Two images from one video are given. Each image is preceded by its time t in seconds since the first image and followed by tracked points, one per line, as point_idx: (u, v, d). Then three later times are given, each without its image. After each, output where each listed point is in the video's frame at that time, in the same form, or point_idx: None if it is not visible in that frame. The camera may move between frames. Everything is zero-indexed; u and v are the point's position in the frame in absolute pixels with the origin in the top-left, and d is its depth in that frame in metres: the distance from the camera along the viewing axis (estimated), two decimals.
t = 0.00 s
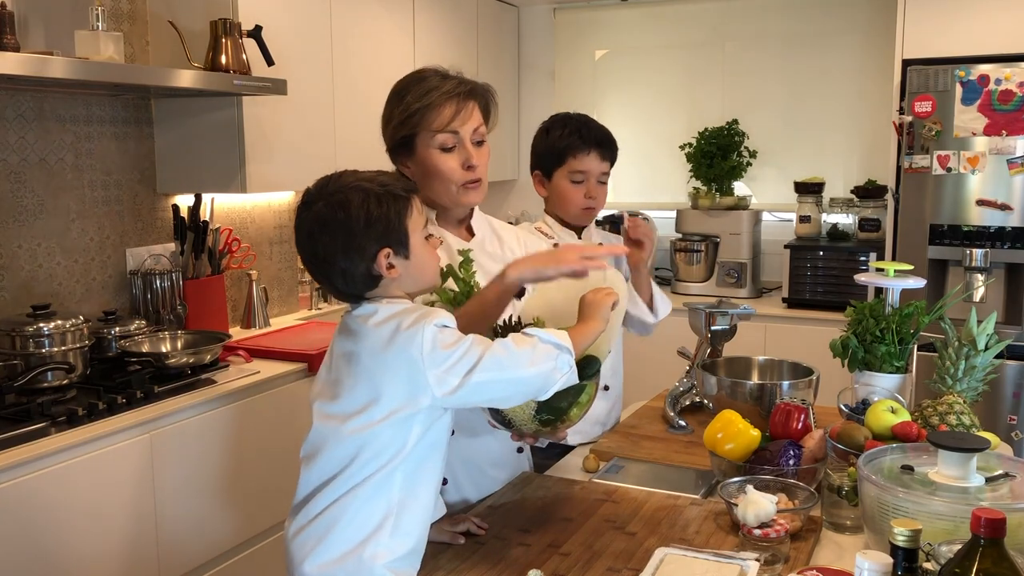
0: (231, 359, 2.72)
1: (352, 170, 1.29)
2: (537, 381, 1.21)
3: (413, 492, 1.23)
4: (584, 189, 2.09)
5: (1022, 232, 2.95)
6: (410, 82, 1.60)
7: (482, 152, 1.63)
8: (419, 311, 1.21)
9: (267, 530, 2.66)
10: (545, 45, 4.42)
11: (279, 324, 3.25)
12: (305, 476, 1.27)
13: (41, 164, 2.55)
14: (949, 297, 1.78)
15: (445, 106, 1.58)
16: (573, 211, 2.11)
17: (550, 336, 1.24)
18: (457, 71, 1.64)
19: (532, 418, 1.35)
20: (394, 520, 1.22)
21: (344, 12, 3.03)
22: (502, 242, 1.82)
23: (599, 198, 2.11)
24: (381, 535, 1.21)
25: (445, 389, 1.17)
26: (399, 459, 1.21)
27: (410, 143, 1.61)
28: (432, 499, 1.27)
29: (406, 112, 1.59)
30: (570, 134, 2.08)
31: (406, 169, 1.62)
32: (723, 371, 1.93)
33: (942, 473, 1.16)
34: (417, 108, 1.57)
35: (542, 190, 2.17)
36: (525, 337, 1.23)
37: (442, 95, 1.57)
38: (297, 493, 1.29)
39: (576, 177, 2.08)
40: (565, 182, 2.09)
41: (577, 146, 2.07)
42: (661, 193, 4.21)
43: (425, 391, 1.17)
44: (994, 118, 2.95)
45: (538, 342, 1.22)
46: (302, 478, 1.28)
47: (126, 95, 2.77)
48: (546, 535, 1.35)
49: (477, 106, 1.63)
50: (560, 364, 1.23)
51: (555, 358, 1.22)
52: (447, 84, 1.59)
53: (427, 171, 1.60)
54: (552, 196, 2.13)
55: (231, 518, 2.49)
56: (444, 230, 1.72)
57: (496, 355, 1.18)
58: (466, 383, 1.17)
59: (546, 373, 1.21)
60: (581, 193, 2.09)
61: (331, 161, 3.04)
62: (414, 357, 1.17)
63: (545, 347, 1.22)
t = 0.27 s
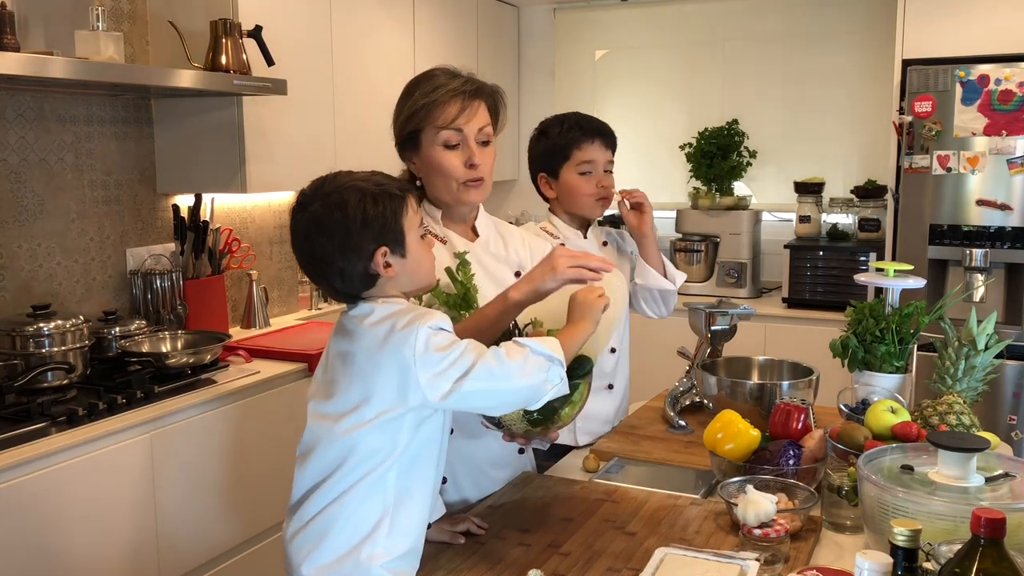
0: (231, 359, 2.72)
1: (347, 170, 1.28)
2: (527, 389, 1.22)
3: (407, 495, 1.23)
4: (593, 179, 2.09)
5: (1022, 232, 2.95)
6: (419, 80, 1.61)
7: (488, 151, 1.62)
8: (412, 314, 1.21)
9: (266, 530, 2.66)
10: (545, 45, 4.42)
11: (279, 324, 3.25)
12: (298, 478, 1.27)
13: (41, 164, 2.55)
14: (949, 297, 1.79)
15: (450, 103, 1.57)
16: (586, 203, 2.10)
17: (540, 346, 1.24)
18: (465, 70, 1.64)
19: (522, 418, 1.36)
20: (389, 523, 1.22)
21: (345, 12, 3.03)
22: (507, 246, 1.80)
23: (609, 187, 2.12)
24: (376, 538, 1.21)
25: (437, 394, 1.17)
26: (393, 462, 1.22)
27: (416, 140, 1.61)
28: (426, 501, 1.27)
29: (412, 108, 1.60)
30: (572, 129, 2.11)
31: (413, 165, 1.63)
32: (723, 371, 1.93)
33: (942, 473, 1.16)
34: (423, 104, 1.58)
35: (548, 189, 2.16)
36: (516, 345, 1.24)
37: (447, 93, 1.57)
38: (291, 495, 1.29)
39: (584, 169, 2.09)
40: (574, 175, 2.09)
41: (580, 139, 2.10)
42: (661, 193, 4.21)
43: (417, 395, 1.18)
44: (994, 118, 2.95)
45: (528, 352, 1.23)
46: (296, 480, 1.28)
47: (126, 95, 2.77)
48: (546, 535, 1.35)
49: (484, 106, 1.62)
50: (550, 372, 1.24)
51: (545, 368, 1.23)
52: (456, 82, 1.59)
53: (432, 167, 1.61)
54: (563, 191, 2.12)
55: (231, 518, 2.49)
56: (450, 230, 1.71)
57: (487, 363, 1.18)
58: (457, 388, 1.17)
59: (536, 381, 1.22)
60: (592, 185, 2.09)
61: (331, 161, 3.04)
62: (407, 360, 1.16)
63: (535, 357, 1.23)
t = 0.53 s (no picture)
0: (231, 359, 2.72)
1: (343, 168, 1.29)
2: (524, 376, 1.20)
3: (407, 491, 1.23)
4: (589, 172, 2.08)
5: (1022, 232, 2.95)
6: (421, 81, 1.62)
7: (487, 153, 1.61)
8: (408, 310, 1.20)
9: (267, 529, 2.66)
10: (545, 45, 4.42)
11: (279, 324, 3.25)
12: (298, 477, 1.27)
13: (41, 164, 2.55)
14: (949, 297, 1.79)
15: (448, 104, 1.57)
16: (586, 199, 2.09)
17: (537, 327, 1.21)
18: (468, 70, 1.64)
19: (512, 423, 1.34)
20: (390, 518, 1.22)
21: (344, 12, 3.03)
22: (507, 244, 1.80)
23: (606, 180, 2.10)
24: (377, 534, 1.21)
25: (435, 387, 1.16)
26: (393, 458, 1.21)
27: (417, 140, 1.62)
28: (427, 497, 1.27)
29: (413, 108, 1.60)
30: (563, 125, 2.11)
31: (414, 164, 1.63)
32: (723, 371, 1.93)
33: (942, 472, 1.16)
34: (422, 104, 1.58)
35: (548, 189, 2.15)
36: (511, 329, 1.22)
37: (446, 93, 1.58)
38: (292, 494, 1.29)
39: (581, 164, 2.08)
40: (571, 171, 2.09)
41: (573, 135, 2.10)
42: (662, 193, 4.21)
43: (415, 388, 1.17)
44: (994, 118, 2.95)
45: (524, 335, 1.20)
46: (296, 478, 1.28)
47: (125, 95, 2.77)
48: (546, 534, 1.35)
49: (486, 108, 1.62)
50: (547, 357, 1.22)
51: (542, 352, 1.21)
52: (457, 83, 1.59)
53: (430, 167, 1.61)
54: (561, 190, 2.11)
55: (231, 517, 2.49)
56: (452, 229, 1.71)
57: (483, 351, 1.16)
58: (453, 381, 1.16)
59: (533, 368, 1.20)
60: (591, 178, 2.08)
61: (331, 161, 3.04)
62: (403, 356, 1.16)
63: (531, 340, 1.20)
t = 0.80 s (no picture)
0: (231, 359, 2.72)
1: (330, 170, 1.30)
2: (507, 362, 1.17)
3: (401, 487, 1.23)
4: (582, 172, 2.09)
5: (1022, 232, 2.95)
6: (424, 79, 1.62)
7: (490, 151, 1.61)
8: (394, 307, 1.20)
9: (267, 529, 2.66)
10: (545, 45, 4.42)
11: (279, 324, 3.25)
12: (295, 479, 1.27)
13: (41, 163, 2.55)
14: (949, 297, 1.79)
15: (451, 102, 1.58)
16: (579, 200, 2.09)
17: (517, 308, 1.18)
18: (471, 69, 1.64)
19: (529, 423, 1.34)
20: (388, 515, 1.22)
21: (344, 12, 3.03)
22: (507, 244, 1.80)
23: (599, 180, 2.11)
24: (373, 532, 1.21)
25: (420, 378, 1.15)
26: (386, 455, 1.21)
27: (418, 137, 1.61)
28: (423, 494, 1.26)
29: (416, 105, 1.61)
30: (556, 126, 2.12)
31: (415, 162, 1.63)
32: (723, 371, 1.93)
33: (942, 473, 1.16)
34: (425, 101, 1.59)
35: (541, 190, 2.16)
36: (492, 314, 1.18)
37: (448, 91, 1.58)
38: (289, 494, 1.29)
39: (572, 164, 2.09)
40: (563, 172, 2.09)
41: (566, 135, 2.10)
42: (662, 193, 4.21)
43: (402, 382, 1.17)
44: (994, 118, 2.95)
45: (502, 318, 1.16)
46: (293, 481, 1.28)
47: (125, 95, 2.77)
48: (546, 534, 1.35)
49: (488, 107, 1.62)
50: (530, 341, 1.18)
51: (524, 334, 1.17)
52: (460, 81, 1.60)
53: (431, 164, 1.61)
54: (554, 191, 2.11)
55: (231, 517, 2.49)
56: (454, 230, 1.71)
57: (460, 338, 1.13)
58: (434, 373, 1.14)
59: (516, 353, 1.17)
60: (581, 177, 2.08)
61: (331, 161, 3.04)
62: (387, 352, 1.16)
63: (510, 322, 1.16)
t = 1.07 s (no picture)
0: (231, 359, 2.72)
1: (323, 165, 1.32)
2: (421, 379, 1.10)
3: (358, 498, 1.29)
4: (575, 173, 2.09)
5: (1022, 232, 2.95)
6: (423, 79, 1.63)
7: (487, 150, 1.60)
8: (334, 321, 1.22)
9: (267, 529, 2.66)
10: (545, 45, 4.42)
11: (279, 324, 3.25)
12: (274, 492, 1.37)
13: (41, 164, 2.55)
14: (949, 297, 1.79)
15: (447, 101, 1.58)
16: (570, 199, 2.10)
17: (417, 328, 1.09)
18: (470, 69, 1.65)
19: (541, 421, 1.34)
20: (347, 527, 1.29)
21: (344, 12, 3.03)
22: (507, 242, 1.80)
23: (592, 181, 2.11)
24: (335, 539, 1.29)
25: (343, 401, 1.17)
26: (337, 469, 1.27)
27: (417, 137, 1.62)
28: (384, 500, 1.31)
29: (414, 105, 1.61)
30: (551, 126, 2.12)
31: (413, 162, 1.64)
32: (723, 371, 1.93)
33: (941, 473, 1.16)
34: (422, 102, 1.59)
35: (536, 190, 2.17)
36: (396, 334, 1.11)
37: (445, 90, 1.58)
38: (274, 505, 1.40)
39: (565, 165, 2.09)
40: (556, 172, 2.10)
41: (560, 135, 2.10)
42: (662, 193, 4.21)
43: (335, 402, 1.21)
44: (994, 118, 2.95)
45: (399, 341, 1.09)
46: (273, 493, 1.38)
47: (125, 95, 2.77)
48: (546, 534, 1.35)
49: (485, 107, 1.62)
50: (437, 360, 1.10)
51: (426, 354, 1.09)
52: (457, 81, 1.60)
53: (429, 165, 1.61)
54: (547, 190, 2.13)
55: (231, 516, 2.49)
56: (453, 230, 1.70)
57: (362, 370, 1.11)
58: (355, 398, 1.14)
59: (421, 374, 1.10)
60: (573, 179, 2.09)
61: (331, 161, 3.04)
62: (321, 377, 1.20)
63: (406, 346, 1.08)
